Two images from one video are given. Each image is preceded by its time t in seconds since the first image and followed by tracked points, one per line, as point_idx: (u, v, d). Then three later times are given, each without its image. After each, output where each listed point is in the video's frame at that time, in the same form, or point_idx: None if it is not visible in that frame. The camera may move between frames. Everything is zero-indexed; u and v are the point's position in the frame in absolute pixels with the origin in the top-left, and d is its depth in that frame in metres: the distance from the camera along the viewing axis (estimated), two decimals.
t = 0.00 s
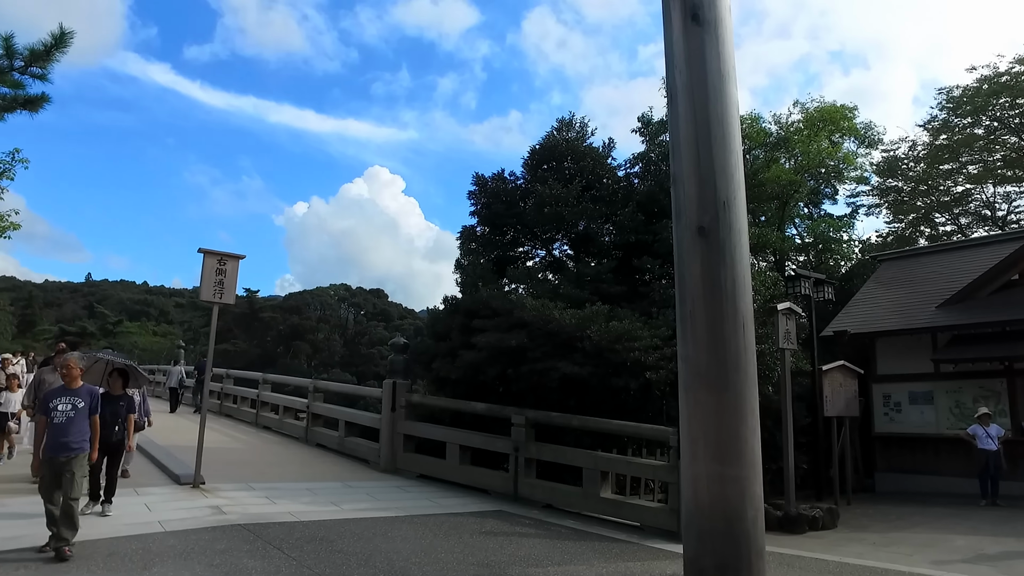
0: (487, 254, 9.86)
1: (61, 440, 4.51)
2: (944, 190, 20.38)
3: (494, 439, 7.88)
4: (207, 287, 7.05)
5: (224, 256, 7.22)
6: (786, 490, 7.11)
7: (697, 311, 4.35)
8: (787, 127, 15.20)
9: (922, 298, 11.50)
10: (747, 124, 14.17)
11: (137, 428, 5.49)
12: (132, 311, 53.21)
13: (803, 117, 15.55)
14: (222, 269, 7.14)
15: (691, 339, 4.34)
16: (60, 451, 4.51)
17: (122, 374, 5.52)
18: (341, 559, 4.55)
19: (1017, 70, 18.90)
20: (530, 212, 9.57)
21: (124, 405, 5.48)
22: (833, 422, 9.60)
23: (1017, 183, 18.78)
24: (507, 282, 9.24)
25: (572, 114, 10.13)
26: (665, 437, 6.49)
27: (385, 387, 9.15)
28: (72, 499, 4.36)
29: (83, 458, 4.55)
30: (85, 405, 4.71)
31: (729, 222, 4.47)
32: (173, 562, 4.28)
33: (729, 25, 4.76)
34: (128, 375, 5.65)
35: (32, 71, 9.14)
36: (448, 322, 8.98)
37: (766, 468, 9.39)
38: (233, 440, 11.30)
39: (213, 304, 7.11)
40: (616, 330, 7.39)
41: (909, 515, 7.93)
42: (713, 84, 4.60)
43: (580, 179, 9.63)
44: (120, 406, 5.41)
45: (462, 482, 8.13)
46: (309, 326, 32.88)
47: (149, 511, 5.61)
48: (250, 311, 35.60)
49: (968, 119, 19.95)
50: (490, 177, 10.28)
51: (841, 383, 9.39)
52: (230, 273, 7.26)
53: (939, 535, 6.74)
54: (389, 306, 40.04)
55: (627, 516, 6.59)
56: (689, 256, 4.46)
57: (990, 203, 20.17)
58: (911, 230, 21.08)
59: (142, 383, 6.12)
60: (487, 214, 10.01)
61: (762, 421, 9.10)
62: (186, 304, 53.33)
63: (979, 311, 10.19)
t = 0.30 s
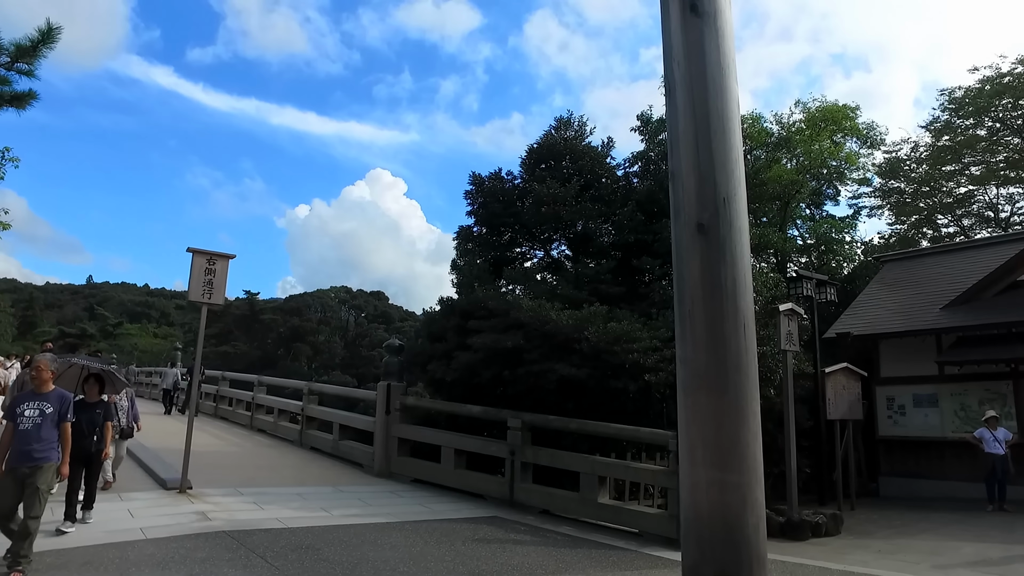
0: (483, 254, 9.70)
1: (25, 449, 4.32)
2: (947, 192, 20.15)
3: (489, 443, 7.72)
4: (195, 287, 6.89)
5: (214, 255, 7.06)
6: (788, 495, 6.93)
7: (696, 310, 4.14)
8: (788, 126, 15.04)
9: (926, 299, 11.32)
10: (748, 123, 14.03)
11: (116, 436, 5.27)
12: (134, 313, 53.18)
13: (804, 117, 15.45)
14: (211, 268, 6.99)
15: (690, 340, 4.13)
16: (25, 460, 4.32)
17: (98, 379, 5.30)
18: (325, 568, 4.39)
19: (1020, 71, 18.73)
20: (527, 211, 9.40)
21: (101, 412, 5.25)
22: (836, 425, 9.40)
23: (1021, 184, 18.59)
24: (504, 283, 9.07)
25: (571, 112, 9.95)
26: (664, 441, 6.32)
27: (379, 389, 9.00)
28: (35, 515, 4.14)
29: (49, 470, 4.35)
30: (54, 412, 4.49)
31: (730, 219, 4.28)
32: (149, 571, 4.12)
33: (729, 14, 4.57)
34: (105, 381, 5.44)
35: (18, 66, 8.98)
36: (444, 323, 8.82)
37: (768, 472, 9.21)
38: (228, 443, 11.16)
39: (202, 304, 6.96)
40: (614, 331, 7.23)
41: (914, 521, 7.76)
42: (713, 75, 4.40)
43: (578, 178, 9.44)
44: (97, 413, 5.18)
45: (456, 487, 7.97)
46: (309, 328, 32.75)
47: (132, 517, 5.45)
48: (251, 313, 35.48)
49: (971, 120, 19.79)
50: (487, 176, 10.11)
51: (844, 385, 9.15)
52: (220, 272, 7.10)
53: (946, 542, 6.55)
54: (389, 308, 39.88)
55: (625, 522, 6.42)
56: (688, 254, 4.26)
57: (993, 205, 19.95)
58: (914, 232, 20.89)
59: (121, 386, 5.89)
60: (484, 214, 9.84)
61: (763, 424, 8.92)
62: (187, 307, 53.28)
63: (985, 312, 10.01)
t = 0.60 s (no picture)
0: (478, 254, 9.52)
1: None
2: (949, 192, 19.89)
3: (483, 446, 7.55)
4: (181, 287, 6.75)
5: (200, 254, 6.91)
6: (788, 499, 6.77)
7: (692, 307, 3.94)
8: (789, 125, 14.90)
9: (929, 299, 11.14)
10: (748, 122, 13.87)
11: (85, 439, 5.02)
12: (134, 317, 53.15)
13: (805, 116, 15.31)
14: (197, 268, 6.84)
15: (685, 337, 3.93)
16: None
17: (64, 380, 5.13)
18: None
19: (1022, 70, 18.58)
20: (523, 210, 9.22)
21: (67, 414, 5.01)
22: (838, 427, 9.22)
23: None
24: (499, 283, 8.90)
25: (567, 110, 9.75)
26: (662, 444, 6.15)
27: (372, 392, 8.84)
28: None
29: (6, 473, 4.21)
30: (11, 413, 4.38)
31: (727, 212, 4.07)
32: None
33: None
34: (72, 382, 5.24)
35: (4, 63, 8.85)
36: (437, 324, 8.67)
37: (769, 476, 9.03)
38: (220, 447, 11.01)
39: (188, 304, 6.82)
40: (611, 331, 7.06)
41: (918, 526, 7.58)
42: (708, 61, 4.18)
43: (574, 176, 9.24)
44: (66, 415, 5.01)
45: (450, 491, 7.80)
46: (309, 331, 32.59)
47: (112, 524, 5.29)
48: (250, 316, 35.35)
49: (972, 121, 19.63)
50: (482, 174, 9.94)
51: (846, 387, 8.95)
52: (207, 272, 6.96)
53: (953, 548, 6.36)
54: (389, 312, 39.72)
55: (621, 527, 6.25)
56: (684, 248, 4.06)
57: (995, 205, 19.72)
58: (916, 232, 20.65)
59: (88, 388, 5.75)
60: (479, 213, 9.67)
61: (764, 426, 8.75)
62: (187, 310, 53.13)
63: (989, 312, 9.82)
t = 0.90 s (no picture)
0: (474, 254, 9.35)
1: None
2: (951, 193, 19.62)
3: (478, 451, 7.39)
4: (167, 287, 6.62)
5: (187, 254, 6.78)
6: (790, 505, 6.59)
7: (689, 307, 3.76)
8: (791, 125, 14.74)
9: (933, 301, 10.96)
10: (748, 121, 13.69)
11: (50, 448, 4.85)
12: (135, 320, 53.04)
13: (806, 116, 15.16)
14: (184, 268, 6.71)
15: (683, 339, 3.75)
16: None
17: (32, 391, 4.95)
18: None
19: None
20: (519, 210, 9.06)
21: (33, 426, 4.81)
22: (841, 431, 9.03)
23: None
24: (494, 284, 8.72)
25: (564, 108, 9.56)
26: (660, 449, 5.97)
27: (365, 395, 8.68)
28: None
29: None
30: None
31: (727, 208, 3.87)
32: None
33: None
34: (41, 391, 5.03)
35: None
36: (432, 326, 8.51)
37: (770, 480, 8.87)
38: (213, 452, 10.86)
39: (175, 306, 6.70)
40: (607, 334, 6.90)
41: (925, 532, 7.40)
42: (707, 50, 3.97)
43: (572, 175, 9.04)
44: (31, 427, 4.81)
45: (444, 497, 7.64)
46: (309, 333, 32.42)
47: (91, 534, 5.13)
48: (250, 319, 35.23)
49: (975, 121, 19.44)
50: (477, 174, 9.76)
51: (849, 390, 8.73)
52: (194, 272, 6.83)
53: (960, 557, 6.17)
54: (389, 314, 39.54)
55: (619, 535, 6.07)
56: (681, 245, 3.88)
57: (999, 205, 19.40)
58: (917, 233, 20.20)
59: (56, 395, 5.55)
60: (475, 213, 9.51)
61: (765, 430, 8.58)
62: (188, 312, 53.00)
63: (994, 313, 9.63)
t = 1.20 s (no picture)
0: (472, 253, 9.20)
1: None
2: (954, 192, 19.31)
3: (476, 453, 7.24)
4: (157, 285, 6.73)
5: (178, 252, 6.90)
6: (796, 508, 6.43)
7: (693, 303, 3.64)
8: (795, 124, 14.60)
9: (938, 300, 10.79)
10: (750, 119, 13.51)
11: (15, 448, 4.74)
12: (136, 323, 52.98)
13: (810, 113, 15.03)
14: (174, 266, 6.82)
15: (687, 336, 3.63)
16: None
17: None
18: None
19: None
20: (518, 208, 8.91)
21: None
22: (846, 432, 8.87)
23: None
24: (493, 283, 8.56)
25: (564, 105, 9.41)
26: (662, 451, 5.82)
27: (361, 396, 8.54)
28: None
29: None
30: None
31: (732, 200, 3.74)
32: None
33: None
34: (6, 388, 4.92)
35: None
36: (429, 326, 8.37)
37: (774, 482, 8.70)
38: (208, 455, 10.73)
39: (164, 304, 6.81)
40: (608, 333, 6.75)
41: (934, 535, 7.23)
42: (710, 37, 3.84)
43: (571, 172, 8.89)
44: None
45: (441, 500, 7.49)
46: (309, 336, 32.13)
47: (75, 540, 4.97)
48: (250, 321, 35.08)
49: (978, 120, 19.23)
50: (475, 171, 9.63)
51: (855, 390, 8.54)
52: (184, 270, 6.95)
53: (971, 561, 6.00)
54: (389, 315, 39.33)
55: (620, 539, 5.91)
56: (685, 239, 3.75)
57: (1002, 204, 19.06)
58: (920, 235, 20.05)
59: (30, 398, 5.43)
60: (473, 211, 9.37)
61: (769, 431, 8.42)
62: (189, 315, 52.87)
63: (1002, 312, 9.46)
